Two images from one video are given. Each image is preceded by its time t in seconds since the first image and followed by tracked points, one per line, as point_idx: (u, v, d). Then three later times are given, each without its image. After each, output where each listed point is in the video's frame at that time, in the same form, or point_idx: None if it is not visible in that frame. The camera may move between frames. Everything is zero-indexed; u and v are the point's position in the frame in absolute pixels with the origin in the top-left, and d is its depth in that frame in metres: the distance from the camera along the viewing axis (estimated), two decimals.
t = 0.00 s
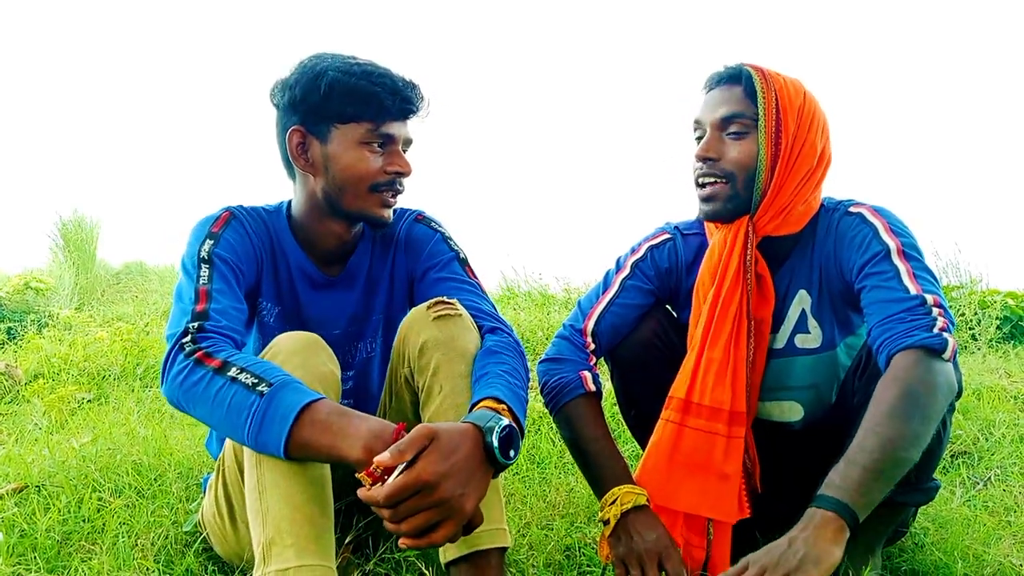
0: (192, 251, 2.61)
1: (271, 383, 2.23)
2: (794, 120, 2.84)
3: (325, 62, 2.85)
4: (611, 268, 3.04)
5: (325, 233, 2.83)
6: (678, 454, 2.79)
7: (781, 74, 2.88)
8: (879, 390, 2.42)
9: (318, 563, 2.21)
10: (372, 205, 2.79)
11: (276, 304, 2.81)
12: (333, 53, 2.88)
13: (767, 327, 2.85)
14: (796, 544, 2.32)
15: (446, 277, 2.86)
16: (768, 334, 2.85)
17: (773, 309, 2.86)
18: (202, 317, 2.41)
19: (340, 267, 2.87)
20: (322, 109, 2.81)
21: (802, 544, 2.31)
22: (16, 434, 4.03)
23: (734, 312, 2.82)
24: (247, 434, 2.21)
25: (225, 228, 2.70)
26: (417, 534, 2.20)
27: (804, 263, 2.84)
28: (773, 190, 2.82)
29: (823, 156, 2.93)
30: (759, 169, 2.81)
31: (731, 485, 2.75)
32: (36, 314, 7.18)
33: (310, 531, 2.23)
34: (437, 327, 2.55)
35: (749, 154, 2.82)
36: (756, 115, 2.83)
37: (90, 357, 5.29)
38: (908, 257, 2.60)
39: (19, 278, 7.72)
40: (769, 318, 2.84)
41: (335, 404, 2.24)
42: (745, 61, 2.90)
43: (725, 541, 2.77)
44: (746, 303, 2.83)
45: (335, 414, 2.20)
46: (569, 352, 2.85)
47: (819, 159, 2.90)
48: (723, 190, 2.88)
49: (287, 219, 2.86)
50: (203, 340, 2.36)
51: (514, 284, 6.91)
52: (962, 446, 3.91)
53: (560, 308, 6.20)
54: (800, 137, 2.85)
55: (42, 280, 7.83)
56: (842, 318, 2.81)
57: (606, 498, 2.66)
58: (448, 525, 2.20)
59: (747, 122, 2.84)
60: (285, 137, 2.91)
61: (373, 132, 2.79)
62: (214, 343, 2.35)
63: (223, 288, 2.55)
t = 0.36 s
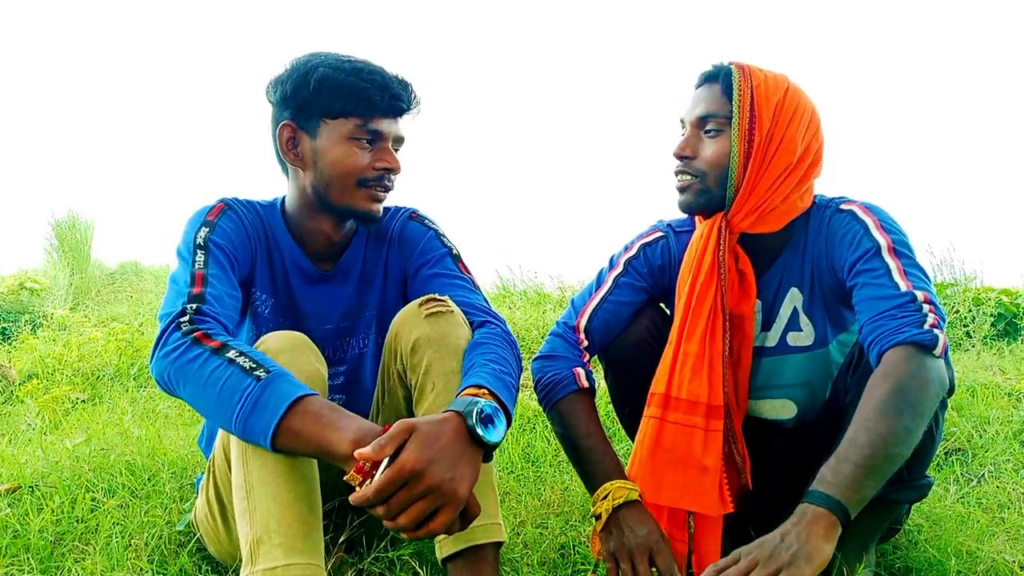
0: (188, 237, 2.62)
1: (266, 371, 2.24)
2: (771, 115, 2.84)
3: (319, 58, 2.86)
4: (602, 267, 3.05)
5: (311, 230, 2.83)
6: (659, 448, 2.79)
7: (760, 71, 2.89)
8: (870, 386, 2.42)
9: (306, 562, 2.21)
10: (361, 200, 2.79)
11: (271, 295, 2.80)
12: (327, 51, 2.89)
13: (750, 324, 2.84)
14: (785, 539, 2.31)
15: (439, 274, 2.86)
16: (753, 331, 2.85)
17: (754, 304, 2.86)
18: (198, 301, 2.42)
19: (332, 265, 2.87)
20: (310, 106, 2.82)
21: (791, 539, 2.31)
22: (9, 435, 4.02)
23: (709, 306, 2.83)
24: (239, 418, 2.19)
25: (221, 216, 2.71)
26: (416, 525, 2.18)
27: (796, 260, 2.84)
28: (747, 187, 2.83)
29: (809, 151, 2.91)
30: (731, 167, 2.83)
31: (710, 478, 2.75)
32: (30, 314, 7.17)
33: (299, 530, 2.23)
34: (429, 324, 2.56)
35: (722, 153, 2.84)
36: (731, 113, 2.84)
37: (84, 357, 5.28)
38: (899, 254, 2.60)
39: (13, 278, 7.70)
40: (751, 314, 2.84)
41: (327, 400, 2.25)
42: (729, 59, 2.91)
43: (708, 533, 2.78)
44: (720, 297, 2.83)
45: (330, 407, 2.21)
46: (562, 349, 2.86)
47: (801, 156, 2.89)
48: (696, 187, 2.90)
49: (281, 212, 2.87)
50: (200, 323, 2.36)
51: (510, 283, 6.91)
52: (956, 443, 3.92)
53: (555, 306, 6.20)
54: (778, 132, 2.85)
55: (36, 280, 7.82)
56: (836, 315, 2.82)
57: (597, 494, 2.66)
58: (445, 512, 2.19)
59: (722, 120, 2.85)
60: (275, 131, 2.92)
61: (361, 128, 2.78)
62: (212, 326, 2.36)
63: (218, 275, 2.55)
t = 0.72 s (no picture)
0: (184, 238, 2.61)
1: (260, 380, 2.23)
2: (753, 119, 2.84)
3: (303, 54, 2.86)
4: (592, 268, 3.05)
5: (303, 229, 2.83)
6: (639, 450, 2.81)
7: (744, 72, 2.89)
8: (874, 387, 2.42)
9: (306, 563, 2.20)
10: (348, 196, 2.78)
11: (265, 295, 2.80)
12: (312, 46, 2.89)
13: (739, 326, 2.84)
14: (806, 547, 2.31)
15: (436, 278, 2.85)
16: (741, 333, 2.85)
17: (743, 306, 2.85)
18: (193, 305, 2.41)
19: (329, 265, 2.87)
20: (293, 100, 2.82)
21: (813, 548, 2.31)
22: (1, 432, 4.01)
23: (694, 312, 2.83)
24: (232, 426, 2.19)
25: (216, 217, 2.70)
26: (413, 542, 2.19)
27: (786, 260, 2.84)
28: (733, 193, 2.83)
29: (794, 154, 2.91)
30: (716, 171, 2.83)
31: (687, 480, 2.77)
32: (24, 311, 7.15)
33: (298, 530, 2.22)
34: (422, 329, 2.55)
35: (708, 157, 2.85)
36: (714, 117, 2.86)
37: (78, 354, 5.27)
38: (890, 252, 2.60)
39: (7, 275, 7.68)
40: (738, 317, 2.83)
41: (322, 410, 2.24)
42: (712, 61, 2.91)
43: (694, 536, 2.79)
44: (705, 301, 2.83)
45: (323, 420, 2.20)
46: (550, 346, 2.88)
47: (786, 158, 2.89)
48: (682, 193, 2.91)
49: (277, 211, 2.86)
50: (194, 328, 2.35)
51: (505, 282, 6.90)
52: (949, 443, 3.92)
53: (550, 305, 6.20)
54: (761, 136, 2.85)
55: (30, 277, 7.80)
56: (826, 315, 2.81)
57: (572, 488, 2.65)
58: (443, 527, 2.19)
59: (705, 125, 2.87)
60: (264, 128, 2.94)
61: (342, 122, 2.77)
62: (206, 332, 2.35)
63: (214, 278, 2.54)
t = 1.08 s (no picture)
0: (184, 236, 2.61)
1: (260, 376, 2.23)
2: (756, 116, 2.83)
3: (311, 50, 2.83)
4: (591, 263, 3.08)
5: (307, 224, 2.83)
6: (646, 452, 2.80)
7: (741, 67, 2.87)
8: (866, 382, 2.42)
9: (307, 559, 2.20)
10: (362, 191, 2.79)
11: (265, 293, 2.80)
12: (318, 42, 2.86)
13: (742, 321, 2.86)
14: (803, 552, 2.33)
15: (435, 273, 2.85)
16: (744, 326, 2.87)
17: (748, 300, 2.87)
18: (194, 302, 2.41)
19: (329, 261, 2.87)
20: (304, 96, 2.81)
21: (812, 555, 2.32)
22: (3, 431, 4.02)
23: (700, 312, 2.83)
24: (232, 423, 2.20)
25: (216, 215, 2.71)
26: (432, 535, 2.20)
27: (781, 253, 2.85)
28: (737, 191, 2.82)
29: (792, 147, 2.91)
30: (721, 170, 2.83)
31: (698, 483, 2.77)
32: (27, 310, 7.15)
33: (298, 527, 2.22)
34: (421, 323, 2.55)
35: (711, 159, 2.84)
36: (716, 117, 2.84)
37: (79, 352, 5.27)
38: (884, 244, 2.60)
39: (8, 275, 7.69)
40: (744, 312, 2.85)
41: (321, 405, 2.24)
42: (706, 56, 2.90)
43: (699, 537, 2.79)
44: (710, 302, 2.84)
45: (325, 416, 2.20)
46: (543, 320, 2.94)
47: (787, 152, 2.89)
48: (685, 195, 2.90)
49: (274, 209, 2.86)
50: (195, 325, 2.36)
51: (506, 277, 6.90)
52: (951, 433, 3.92)
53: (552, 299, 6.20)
54: (763, 134, 2.84)
55: (32, 277, 7.81)
56: (823, 305, 2.81)
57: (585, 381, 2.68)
58: (458, 517, 2.20)
59: (707, 127, 2.84)
60: (268, 125, 2.91)
61: (357, 120, 2.78)
62: (206, 329, 2.35)
63: (214, 275, 2.55)
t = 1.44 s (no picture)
0: (178, 241, 2.61)
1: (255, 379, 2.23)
2: (747, 118, 2.84)
3: (306, 53, 2.82)
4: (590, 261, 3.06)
5: (301, 230, 2.83)
6: (643, 453, 2.81)
7: (730, 69, 2.87)
8: (857, 380, 2.42)
9: (302, 561, 2.20)
10: (356, 198, 2.79)
11: (260, 295, 2.80)
12: (311, 45, 2.86)
13: (740, 322, 2.86)
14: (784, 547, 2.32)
15: (429, 276, 2.85)
16: (741, 327, 2.87)
17: (746, 300, 2.87)
18: (188, 306, 2.41)
19: (324, 264, 2.87)
20: (298, 102, 2.81)
21: (794, 549, 2.32)
22: None
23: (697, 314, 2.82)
24: (226, 426, 2.19)
25: (210, 218, 2.70)
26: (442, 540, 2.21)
27: (780, 255, 2.85)
28: (731, 192, 2.83)
29: (787, 146, 2.91)
30: (714, 174, 2.83)
31: (695, 483, 2.77)
32: (23, 313, 7.15)
33: (293, 529, 2.22)
34: (416, 325, 2.55)
35: (703, 162, 2.84)
36: (707, 121, 2.84)
37: (75, 355, 5.26)
38: (882, 244, 2.60)
39: (4, 278, 7.68)
40: (741, 312, 2.85)
41: (315, 407, 2.24)
42: (696, 59, 2.90)
43: (699, 537, 2.79)
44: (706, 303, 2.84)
45: (319, 416, 2.20)
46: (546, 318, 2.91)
47: (782, 151, 2.89)
48: (679, 198, 2.91)
49: (268, 213, 2.85)
50: (189, 329, 2.35)
51: (503, 278, 6.89)
52: (947, 431, 3.92)
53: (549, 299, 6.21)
54: (756, 134, 2.84)
55: (29, 280, 7.80)
56: (820, 304, 2.81)
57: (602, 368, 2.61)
58: (464, 521, 2.23)
59: (698, 130, 2.85)
60: (263, 129, 2.90)
61: (352, 125, 2.78)
62: (200, 333, 2.34)
63: (209, 278, 2.54)
